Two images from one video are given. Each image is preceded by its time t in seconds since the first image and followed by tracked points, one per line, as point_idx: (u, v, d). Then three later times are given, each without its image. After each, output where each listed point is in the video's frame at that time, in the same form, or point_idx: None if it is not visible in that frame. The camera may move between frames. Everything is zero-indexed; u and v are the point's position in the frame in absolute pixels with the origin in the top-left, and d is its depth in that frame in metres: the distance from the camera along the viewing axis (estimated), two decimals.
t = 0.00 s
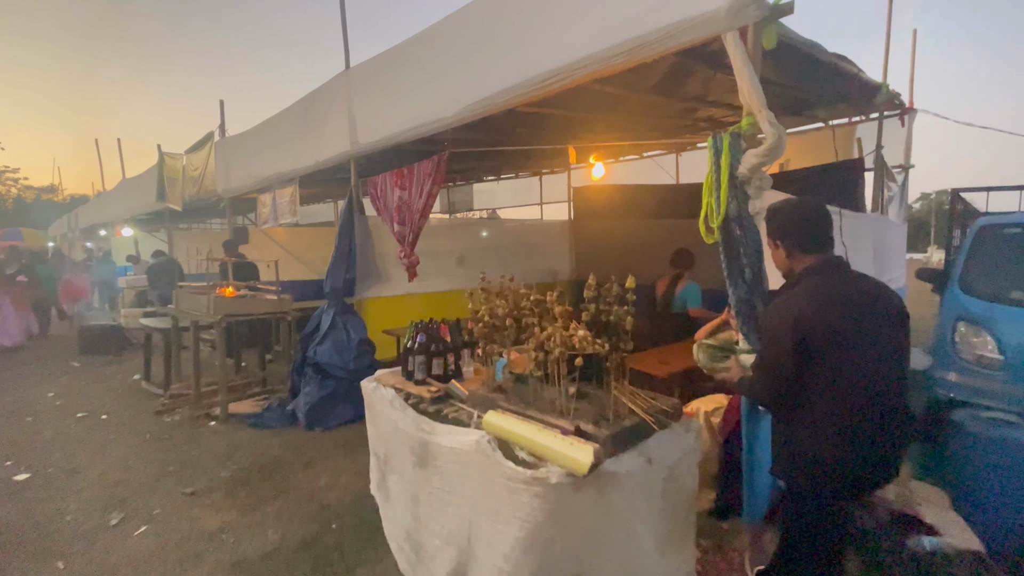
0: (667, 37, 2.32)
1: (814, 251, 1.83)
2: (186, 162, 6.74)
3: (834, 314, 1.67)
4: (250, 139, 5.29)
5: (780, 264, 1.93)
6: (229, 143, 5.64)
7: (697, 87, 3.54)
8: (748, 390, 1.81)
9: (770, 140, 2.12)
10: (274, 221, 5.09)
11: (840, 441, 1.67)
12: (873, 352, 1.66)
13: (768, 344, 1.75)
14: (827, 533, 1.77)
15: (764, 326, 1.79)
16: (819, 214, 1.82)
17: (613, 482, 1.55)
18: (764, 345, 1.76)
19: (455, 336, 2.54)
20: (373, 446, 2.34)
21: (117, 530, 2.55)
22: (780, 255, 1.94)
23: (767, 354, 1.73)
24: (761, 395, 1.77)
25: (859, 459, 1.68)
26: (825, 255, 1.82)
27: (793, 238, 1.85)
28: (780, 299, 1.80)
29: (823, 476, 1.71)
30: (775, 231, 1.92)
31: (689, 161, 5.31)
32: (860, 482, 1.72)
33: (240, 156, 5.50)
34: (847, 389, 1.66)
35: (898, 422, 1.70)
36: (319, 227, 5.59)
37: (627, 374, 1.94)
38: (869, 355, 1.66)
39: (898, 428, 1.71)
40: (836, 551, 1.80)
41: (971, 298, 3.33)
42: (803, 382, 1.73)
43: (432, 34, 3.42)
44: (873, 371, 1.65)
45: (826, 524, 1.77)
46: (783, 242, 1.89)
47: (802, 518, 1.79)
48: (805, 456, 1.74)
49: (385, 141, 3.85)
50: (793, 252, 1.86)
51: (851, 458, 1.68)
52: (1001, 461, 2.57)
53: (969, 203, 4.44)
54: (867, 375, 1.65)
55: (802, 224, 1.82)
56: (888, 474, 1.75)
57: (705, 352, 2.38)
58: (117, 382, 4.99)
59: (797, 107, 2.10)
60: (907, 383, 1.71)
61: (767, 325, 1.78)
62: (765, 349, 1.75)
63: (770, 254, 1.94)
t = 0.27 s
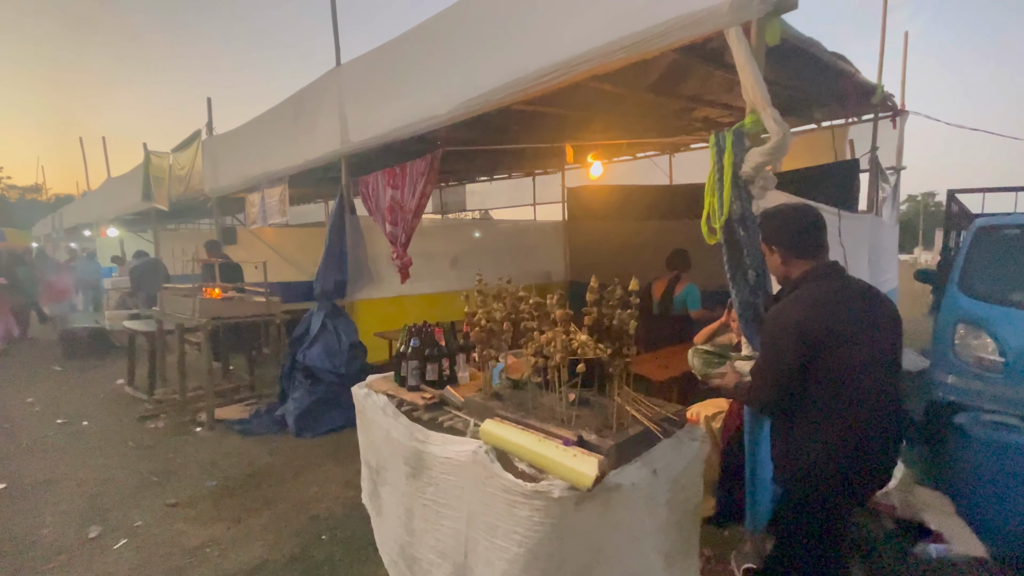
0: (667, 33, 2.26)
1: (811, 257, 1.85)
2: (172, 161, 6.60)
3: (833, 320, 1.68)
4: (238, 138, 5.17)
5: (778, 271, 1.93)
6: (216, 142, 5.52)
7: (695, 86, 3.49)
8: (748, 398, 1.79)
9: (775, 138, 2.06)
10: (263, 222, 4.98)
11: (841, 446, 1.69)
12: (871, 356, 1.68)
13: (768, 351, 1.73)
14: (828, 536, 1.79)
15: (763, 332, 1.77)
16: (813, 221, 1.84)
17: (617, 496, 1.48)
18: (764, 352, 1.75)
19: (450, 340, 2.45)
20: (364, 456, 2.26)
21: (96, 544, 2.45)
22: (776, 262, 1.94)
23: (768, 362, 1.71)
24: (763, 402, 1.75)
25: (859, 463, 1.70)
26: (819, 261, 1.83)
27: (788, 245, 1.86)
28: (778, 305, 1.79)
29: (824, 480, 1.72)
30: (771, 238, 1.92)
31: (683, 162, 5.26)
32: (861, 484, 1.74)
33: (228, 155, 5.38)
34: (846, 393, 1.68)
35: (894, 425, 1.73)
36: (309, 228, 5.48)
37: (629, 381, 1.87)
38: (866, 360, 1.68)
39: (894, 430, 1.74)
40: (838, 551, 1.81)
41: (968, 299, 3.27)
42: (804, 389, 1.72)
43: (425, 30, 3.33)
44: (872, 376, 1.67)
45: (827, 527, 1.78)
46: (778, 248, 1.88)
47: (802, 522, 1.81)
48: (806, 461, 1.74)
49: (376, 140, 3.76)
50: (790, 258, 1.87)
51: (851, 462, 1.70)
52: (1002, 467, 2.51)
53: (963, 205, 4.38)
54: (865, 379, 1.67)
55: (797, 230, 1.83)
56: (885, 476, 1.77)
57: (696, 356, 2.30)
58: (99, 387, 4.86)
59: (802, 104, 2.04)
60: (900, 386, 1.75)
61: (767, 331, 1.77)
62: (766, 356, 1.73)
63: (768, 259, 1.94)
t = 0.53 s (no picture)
0: (667, 26, 2.19)
1: (803, 259, 1.79)
2: (157, 155, 6.44)
3: (831, 322, 1.65)
4: (224, 132, 5.04)
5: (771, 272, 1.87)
6: (202, 136, 5.38)
7: (692, 82, 3.42)
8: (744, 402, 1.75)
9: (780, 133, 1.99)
10: (250, 218, 4.86)
11: (839, 448, 1.68)
12: (867, 358, 1.66)
13: (767, 355, 1.68)
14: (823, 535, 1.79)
15: (761, 335, 1.72)
16: (807, 222, 1.77)
17: (621, 506, 1.42)
18: (762, 355, 1.70)
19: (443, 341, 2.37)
20: (355, 461, 2.17)
21: (74, 554, 2.35)
22: (769, 262, 1.88)
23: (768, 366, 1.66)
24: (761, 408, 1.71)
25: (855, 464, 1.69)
26: (814, 261, 1.78)
27: (782, 246, 1.80)
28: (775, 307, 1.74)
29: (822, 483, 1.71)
30: (764, 238, 1.85)
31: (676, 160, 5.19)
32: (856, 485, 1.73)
33: (214, 150, 5.25)
34: (845, 396, 1.65)
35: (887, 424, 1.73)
36: (298, 224, 5.37)
37: (631, 384, 1.80)
38: (863, 361, 1.66)
39: (886, 429, 1.74)
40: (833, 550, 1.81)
41: (969, 297, 3.20)
42: (800, 393, 1.69)
43: (417, 21, 3.23)
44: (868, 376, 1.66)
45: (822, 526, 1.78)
46: (771, 249, 1.82)
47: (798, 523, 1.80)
48: (800, 464, 1.72)
49: (367, 134, 3.67)
50: (784, 260, 1.80)
51: (847, 464, 1.69)
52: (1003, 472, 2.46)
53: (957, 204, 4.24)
54: (862, 380, 1.66)
55: (791, 231, 1.77)
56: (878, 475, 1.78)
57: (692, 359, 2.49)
58: (81, 388, 4.72)
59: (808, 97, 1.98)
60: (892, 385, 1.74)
61: (764, 334, 1.72)
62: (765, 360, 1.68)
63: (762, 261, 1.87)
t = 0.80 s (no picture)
0: (666, 21, 2.14)
1: (792, 260, 1.78)
2: (143, 152, 6.31)
3: (826, 322, 1.62)
4: (212, 129, 4.95)
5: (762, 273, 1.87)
6: (189, 133, 5.28)
7: (689, 80, 3.38)
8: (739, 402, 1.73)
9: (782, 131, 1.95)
10: (239, 216, 4.77)
11: (833, 449, 1.65)
12: (864, 359, 1.64)
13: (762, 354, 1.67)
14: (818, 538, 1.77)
15: (756, 334, 1.71)
16: (794, 221, 1.78)
17: (623, 516, 1.37)
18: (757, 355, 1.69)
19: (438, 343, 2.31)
20: (346, 468, 2.11)
21: (54, 565, 2.27)
22: (760, 263, 1.87)
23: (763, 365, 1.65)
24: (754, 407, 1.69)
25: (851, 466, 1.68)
26: (803, 261, 1.78)
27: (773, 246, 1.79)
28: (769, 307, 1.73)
29: (816, 484, 1.69)
30: (754, 239, 1.84)
31: (670, 159, 5.16)
32: (851, 488, 1.71)
33: (201, 147, 5.15)
34: (841, 397, 1.63)
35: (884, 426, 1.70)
36: (287, 223, 5.28)
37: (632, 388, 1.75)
38: (860, 363, 1.63)
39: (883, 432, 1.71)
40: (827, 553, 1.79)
41: (965, 297, 3.18)
42: (792, 392, 1.68)
43: (409, 15, 3.16)
44: (865, 378, 1.64)
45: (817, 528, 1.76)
46: (762, 250, 1.81)
47: (793, 524, 1.78)
48: (793, 465, 1.71)
49: (358, 132, 3.59)
50: (774, 260, 1.80)
51: (843, 466, 1.67)
52: (1000, 475, 2.45)
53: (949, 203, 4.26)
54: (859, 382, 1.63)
55: (780, 232, 1.76)
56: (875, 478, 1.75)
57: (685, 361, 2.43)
58: (64, 390, 4.61)
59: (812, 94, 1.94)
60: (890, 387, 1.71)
61: (759, 334, 1.70)
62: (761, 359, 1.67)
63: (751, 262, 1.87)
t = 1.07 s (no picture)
0: (667, 15, 2.07)
1: (778, 259, 1.91)
2: (124, 148, 6.15)
3: (814, 316, 1.75)
4: (195, 124, 4.82)
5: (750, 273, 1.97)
6: (172, 128, 5.15)
7: (685, 77, 3.33)
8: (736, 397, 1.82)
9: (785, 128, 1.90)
10: (223, 214, 4.65)
11: (825, 436, 1.78)
12: (851, 349, 1.76)
13: (757, 349, 1.77)
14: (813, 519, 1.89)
15: (750, 330, 1.81)
16: (781, 223, 1.89)
17: (630, 528, 1.31)
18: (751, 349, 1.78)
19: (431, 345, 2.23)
20: (336, 475, 2.03)
21: None
22: (748, 264, 1.98)
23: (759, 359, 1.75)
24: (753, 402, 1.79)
25: (841, 448, 1.80)
26: (790, 260, 1.90)
27: (760, 247, 1.91)
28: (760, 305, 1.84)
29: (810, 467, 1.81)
30: (741, 241, 1.95)
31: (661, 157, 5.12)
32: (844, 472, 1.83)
33: (184, 143, 5.01)
34: (830, 384, 1.76)
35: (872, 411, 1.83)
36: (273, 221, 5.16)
37: (634, 393, 1.69)
38: (847, 352, 1.76)
39: (871, 416, 1.84)
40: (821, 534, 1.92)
41: (959, 297, 3.16)
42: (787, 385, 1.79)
43: (399, 8, 3.08)
44: (853, 367, 1.76)
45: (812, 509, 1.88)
46: (751, 250, 1.92)
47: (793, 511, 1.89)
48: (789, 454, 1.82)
49: (348, 127, 3.50)
50: (762, 259, 1.92)
51: (835, 450, 1.80)
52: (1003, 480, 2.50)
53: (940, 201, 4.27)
54: (847, 370, 1.76)
55: (766, 233, 1.89)
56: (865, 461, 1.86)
57: (680, 362, 2.41)
58: (42, 393, 4.47)
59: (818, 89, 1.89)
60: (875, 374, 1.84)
61: (753, 329, 1.81)
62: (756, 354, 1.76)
63: (740, 262, 1.97)
